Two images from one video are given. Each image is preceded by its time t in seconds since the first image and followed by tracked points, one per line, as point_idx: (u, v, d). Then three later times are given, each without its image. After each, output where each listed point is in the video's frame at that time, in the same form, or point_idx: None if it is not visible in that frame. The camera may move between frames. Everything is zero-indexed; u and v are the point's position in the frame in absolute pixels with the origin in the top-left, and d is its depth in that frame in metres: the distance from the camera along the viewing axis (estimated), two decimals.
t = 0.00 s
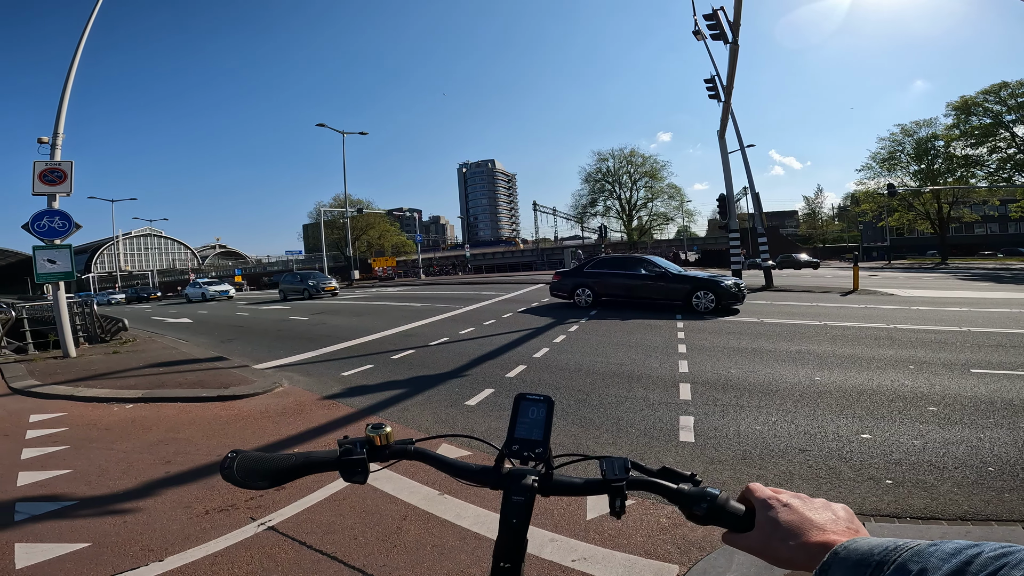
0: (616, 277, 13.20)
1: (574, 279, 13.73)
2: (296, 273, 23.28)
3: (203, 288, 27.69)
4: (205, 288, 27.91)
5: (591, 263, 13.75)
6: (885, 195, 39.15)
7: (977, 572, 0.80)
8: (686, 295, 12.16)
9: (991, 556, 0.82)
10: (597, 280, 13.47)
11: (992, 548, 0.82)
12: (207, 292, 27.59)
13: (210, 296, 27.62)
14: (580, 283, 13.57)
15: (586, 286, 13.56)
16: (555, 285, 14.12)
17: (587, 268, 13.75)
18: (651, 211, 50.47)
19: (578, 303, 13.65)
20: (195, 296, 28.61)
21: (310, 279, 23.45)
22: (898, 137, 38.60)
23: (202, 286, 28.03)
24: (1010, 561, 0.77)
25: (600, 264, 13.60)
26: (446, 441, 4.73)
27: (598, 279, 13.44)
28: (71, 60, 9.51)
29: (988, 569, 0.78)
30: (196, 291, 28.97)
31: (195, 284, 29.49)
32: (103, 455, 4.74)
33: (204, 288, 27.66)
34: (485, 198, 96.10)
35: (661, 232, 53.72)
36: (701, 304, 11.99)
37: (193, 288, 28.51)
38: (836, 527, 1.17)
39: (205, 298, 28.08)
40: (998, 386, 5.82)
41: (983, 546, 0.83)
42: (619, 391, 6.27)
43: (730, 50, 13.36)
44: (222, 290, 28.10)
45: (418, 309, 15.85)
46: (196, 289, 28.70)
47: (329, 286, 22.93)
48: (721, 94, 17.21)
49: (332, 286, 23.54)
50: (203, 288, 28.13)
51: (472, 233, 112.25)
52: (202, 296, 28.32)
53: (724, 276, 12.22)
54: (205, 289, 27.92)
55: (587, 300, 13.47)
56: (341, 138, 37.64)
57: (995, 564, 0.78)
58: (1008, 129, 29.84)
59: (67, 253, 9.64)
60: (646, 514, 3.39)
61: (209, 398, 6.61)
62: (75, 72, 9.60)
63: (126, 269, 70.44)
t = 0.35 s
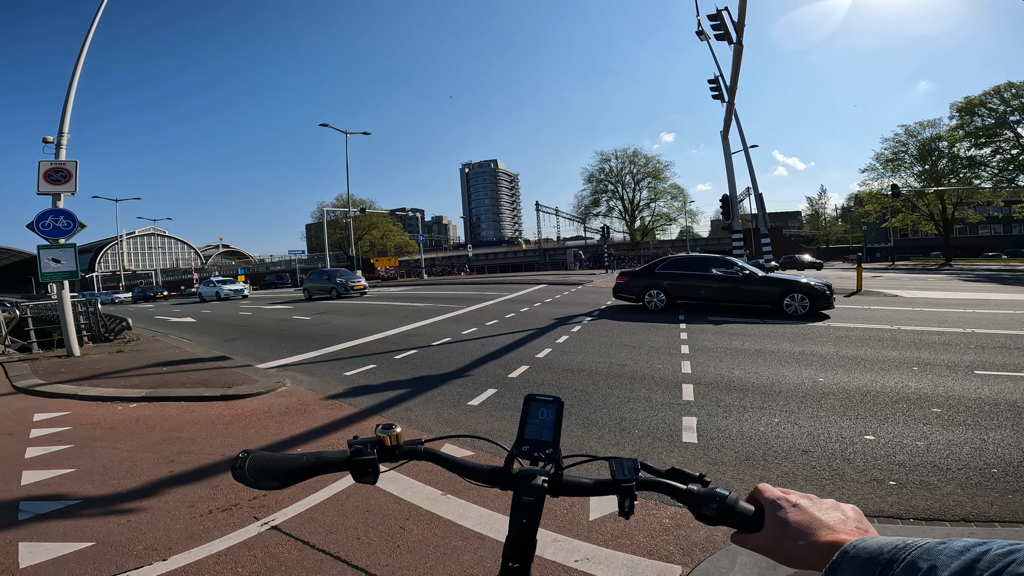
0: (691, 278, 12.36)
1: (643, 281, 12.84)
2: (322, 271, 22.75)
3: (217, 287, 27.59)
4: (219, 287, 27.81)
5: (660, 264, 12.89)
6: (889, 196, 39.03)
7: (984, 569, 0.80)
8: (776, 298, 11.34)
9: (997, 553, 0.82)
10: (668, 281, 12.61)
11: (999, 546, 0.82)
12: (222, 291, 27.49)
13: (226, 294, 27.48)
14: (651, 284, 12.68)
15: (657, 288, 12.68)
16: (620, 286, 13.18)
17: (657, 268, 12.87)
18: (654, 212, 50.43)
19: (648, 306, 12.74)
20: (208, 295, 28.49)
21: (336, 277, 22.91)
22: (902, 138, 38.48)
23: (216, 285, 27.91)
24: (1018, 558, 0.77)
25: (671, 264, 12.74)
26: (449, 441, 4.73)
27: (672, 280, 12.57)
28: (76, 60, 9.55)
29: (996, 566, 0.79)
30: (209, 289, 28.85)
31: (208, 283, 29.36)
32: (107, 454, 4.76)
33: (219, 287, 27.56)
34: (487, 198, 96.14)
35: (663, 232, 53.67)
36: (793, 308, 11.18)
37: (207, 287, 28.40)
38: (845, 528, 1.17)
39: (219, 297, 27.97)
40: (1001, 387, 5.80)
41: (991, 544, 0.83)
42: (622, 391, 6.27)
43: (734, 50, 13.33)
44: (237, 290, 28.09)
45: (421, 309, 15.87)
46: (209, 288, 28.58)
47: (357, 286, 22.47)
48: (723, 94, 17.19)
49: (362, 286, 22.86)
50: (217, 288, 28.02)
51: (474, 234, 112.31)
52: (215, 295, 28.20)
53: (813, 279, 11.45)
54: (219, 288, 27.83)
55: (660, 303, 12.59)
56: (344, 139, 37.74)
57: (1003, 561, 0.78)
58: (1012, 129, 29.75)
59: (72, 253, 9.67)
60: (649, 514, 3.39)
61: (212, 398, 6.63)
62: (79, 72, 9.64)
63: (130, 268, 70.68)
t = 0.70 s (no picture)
0: (777, 279, 11.60)
1: (725, 282, 11.95)
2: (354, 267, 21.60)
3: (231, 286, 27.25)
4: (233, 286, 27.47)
5: (742, 263, 12.04)
6: (890, 197, 38.96)
7: (987, 567, 0.80)
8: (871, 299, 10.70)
9: (1002, 551, 0.81)
10: (753, 282, 11.78)
11: (1003, 545, 0.82)
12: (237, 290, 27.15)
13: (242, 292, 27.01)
14: (737, 286, 11.79)
15: (742, 290, 11.83)
16: (700, 289, 12.22)
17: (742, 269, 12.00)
18: (655, 212, 50.43)
19: (731, 309, 11.89)
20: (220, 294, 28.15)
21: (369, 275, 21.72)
22: (903, 139, 38.41)
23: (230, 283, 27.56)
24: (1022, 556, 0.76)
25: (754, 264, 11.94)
26: (450, 441, 4.73)
27: (757, 281, 11.74)
28: (78, 60, 9.57)
29: (999, 565, 0.78)
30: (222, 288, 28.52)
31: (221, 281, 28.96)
32: (108, 454, 4.77)
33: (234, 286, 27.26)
34: (488, 198, 96.06)
35: (665, 232, 53.63)
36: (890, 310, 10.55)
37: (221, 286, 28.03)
38: (849, 526, 1.17)
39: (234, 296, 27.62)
40: (1002, 388, 5.79)
41: (994, 542, 0.82)
42: (623, 392, 6.28)
43: (735, 51, 13.32)
44: (252, 290, 27.86)
45: (422, 309, 15.87)
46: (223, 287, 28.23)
47: (391, 286, 21.16)
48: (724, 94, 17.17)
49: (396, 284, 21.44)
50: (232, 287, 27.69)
51: (475, 234, 112.33)
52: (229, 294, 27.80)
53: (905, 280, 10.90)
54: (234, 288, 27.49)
55: (746, 307, 11.74)
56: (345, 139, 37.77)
57: (1007, 559, 0.78)
58: (1013, 130, 29.70)
59: (74, 252, 9.69)
60: (650, 515, 3.39)
61: (214, 397, 6.63)
62: (81, 72, 9.66)
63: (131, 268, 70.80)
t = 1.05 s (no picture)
0: (871, 279, 11.07)
1: (817, 283, 11.26)
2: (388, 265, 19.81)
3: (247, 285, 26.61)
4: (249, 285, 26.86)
5: (834, 263, 11.37)
6: (891, 197, 38.94)
7: (989, 567, 0.80)
8: (961, 300, 10.57)
9: (1004, 551, 0.81)
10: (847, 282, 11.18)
11: (1006, 544, 0.81)
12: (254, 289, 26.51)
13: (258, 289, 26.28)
14: (831, 287, 11.12)
15: (836, 290, 11.19)
16: (788, 290, 11.47)
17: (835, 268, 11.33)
18: (655, 212, 50.44)
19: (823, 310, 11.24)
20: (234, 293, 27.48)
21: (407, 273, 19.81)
22: (904, 138, 38.39)
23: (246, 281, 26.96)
24: None
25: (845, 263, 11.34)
26: (450, 441, 4.72)
27: (852, 281, 11.12)
28: (79, 60, 9.57)
29: (1003, 565, 0.78)
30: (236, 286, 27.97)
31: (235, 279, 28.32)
32: (109, 453, 4.77)
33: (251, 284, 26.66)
34: (489, 198, 95.85)
35: (666, 232, 53.58)
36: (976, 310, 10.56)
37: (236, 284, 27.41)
38: (851, 526, 1.17)
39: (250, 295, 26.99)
40: (1003, 388, 5.78)
41: (997, 541, 0.82)
42: (623, 392, 6.27)
43: (736, 50, 13.31)
44: (269, 289, 27.30)
45: (422, 309, 15.88)
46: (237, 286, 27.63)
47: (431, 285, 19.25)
48: (724, 94, 17.19)
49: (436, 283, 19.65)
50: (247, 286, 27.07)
51: (475, 234, 112.34)
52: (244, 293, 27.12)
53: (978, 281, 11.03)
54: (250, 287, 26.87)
55: (840, 309, 11.12)
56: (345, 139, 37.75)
57: (1008, 559, 0.78)
58: (1014, 130, 29.69)
59: (74, 252, 9.69)
60: (650, 514, 3.39)
61: (214, 397, 6.63)
62: (82, 72, 9.66)
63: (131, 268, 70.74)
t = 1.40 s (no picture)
0: (949, 278, 11.03)
1: (905, 282, 10.93)
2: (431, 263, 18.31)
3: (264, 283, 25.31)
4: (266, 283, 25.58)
5: (916, 264, 11.18)
6: (891, 197, 38.93)
7: (990, 567, 0.80)
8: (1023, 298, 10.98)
9: (1004, 552, 0.81)
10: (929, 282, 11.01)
11: (1006, 545, 0.81)
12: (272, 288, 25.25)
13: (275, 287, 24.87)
14: (918, 286, 10.88)
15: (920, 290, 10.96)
16: (876, 290, 11.02)
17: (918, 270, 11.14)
18: (656, 212, 50.43)
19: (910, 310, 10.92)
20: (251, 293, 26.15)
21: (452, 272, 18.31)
22: (904, 138, 38.39)
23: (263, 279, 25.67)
24: None
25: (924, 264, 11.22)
26: (451, 441, 4.73)
27: (934, 281, 10.98)
28: (79, 60, 9.57)
29: (1003, 565, 0.78)
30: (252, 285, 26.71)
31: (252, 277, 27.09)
32: (109, 453, 4.77)
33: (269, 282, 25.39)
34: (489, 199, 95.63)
35: (665, 232, 53.61)
36: None
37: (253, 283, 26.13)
38: (851, 525, 1.17)
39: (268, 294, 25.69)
40: (1004, 388, 5.78)
41: (996, 542, 0.82)
42: (623, 392, 6.27)
43: (736, 51, 13.30)
44: (288, 289, 26.05)
45: (422, 309, 15.87)
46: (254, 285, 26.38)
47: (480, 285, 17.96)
48: (724, 94, 17.17)
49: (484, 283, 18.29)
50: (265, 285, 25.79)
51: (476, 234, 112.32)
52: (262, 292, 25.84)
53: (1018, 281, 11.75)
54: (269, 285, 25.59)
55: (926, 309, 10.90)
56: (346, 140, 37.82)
57: (1009, 561, 0.78)
58: (1014, 130, 29.70)
59: (74, 252, 9.70)
60: (651, 514, 3.38)
61: (214, 397, 6.63)
62: (82, 72, 9.66)
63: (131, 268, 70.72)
